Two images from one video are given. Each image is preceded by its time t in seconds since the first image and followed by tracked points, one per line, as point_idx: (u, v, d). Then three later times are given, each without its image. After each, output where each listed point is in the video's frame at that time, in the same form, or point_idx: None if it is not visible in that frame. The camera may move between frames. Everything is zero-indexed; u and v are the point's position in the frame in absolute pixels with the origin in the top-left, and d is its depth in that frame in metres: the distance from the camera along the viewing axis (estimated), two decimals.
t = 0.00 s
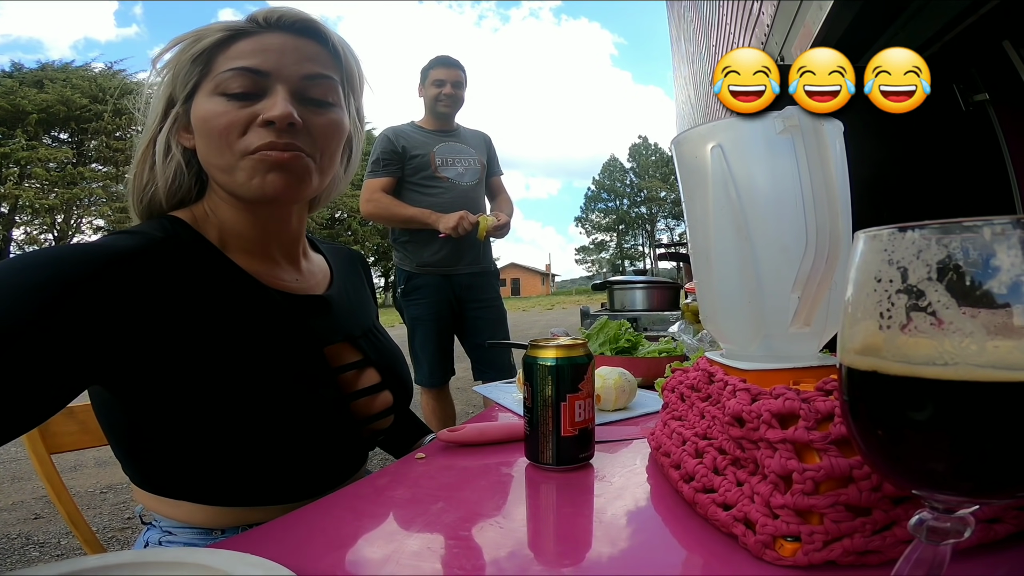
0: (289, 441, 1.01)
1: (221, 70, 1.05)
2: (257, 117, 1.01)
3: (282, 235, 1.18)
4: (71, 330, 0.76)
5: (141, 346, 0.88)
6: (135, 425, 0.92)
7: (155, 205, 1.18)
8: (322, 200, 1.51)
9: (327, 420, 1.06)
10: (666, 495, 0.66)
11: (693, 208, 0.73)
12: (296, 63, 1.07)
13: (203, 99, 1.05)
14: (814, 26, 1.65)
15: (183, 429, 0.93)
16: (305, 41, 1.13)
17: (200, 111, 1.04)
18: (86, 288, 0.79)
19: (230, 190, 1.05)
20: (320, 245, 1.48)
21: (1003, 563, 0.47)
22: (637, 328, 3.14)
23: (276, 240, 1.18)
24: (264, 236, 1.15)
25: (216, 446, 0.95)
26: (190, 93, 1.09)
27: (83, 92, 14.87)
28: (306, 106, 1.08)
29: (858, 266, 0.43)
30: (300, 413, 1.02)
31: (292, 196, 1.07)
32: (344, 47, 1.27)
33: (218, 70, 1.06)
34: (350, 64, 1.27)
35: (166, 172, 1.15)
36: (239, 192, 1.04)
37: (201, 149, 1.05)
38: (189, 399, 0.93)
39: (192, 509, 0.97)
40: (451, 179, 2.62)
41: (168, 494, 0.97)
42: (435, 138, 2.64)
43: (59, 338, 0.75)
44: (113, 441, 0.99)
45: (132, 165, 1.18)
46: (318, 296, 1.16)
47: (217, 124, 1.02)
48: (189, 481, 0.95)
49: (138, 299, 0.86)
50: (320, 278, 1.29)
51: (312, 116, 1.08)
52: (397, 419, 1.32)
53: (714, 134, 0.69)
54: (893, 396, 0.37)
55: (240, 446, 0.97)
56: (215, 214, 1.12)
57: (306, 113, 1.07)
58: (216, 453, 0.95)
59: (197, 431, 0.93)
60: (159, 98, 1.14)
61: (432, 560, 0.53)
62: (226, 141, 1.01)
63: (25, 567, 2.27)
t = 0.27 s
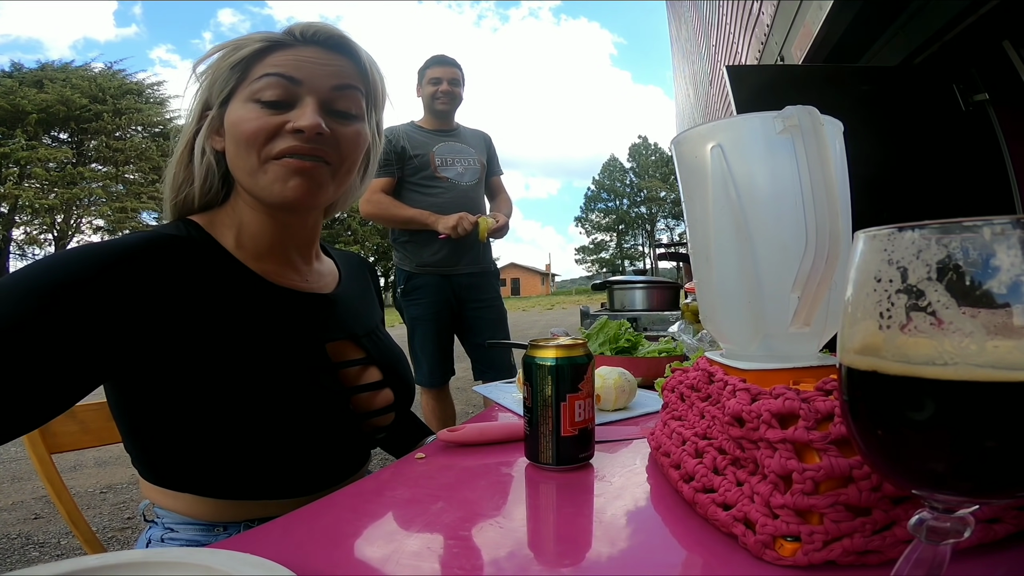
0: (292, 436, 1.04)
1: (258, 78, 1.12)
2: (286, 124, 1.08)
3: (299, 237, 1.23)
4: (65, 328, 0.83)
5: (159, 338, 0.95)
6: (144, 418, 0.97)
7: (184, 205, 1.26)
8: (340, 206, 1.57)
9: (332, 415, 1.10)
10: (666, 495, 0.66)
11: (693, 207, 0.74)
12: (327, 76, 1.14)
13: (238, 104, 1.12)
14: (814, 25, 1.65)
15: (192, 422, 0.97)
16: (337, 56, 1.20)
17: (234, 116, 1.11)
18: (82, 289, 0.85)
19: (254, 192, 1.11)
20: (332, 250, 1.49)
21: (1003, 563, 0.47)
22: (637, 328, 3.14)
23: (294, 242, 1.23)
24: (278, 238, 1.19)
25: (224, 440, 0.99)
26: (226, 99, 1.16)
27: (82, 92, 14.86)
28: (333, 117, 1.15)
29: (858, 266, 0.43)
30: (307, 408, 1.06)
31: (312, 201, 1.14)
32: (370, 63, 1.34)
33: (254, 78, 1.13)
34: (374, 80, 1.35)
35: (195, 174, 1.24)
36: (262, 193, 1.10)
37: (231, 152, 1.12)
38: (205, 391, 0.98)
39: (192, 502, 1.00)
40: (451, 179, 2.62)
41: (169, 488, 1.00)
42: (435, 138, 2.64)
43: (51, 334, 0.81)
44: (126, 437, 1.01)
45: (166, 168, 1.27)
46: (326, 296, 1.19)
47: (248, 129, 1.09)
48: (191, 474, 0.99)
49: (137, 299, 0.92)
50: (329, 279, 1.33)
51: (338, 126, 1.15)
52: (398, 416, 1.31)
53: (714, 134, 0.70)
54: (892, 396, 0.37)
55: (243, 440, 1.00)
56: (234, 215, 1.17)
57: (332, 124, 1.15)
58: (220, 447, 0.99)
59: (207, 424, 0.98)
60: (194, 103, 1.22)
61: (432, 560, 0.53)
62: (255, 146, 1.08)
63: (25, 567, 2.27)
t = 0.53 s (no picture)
0: (291, 436, 1.04)
1: (263, 87, 1.12)
2: (289, 132, 1.08)
3: (300, 240, 1.24)
4: (62, 328, 0.83)
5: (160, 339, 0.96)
6: (146, 417, 0.97)
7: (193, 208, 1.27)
8: (342, 210, 1.58)
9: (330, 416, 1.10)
10: (666, 495, 0.66)
11: (693, 208, 0.74)
12: (330, 85, 1.15)
13: (243, 113, 1.13)
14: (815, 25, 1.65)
15: (201, 422, 0.97)
16: (340, 66, 1.21)
17: (240, 123, 1.11)
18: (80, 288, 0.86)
19: (256, 196, 1.12)
20: (336, 255, 1.49)
21: (1003, 564, 0.47)
22: (637, 328, 3.14)
23: (295, 244, 1.23)
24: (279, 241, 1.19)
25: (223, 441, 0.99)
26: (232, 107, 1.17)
27: (82, 92, 14.86)
28: (335, 126, 1.16)
29: (859, 266, 0.43)
30: (305, 409, 1.06)
31: (311, 207, 1.15)
32: (371, 74, 1.35)
33: (260, 87, 1.13)
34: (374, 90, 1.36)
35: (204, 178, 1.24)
36: (264, 199, 1.11)
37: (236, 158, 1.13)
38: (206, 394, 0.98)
39: (189, 500, 1.00)
40: (451, 179, 2.62)
41: (166, 486, 1.00)
42: (435, 138, 2.64)
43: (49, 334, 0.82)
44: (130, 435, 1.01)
45: (175, 172, 1.28)
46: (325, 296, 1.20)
47: (253, 136, 1.09)
48: (190, 471, 0.98)
49: (136, 299, 0.93)
50: (328, 281, 1.33)
51: (338, 135, 1.16)
52: (392, 417, 1.28)
53: (714, 134, 0.70)
54: (893, 396, 0.37)
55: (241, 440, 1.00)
56: (236, 217, 1.18)
57: (333, 133, 1.16)
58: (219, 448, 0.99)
59: (208, 425, 0.98)
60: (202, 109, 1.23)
61: (432, 560, 0.53)
62: (258, 152, 1.09)
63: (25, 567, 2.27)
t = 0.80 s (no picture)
0: (293, 434, 1.05)
1: (270, 89, 1.12)
2: (296, 134, 1.08)
3: (300, 240, 1.24)
4: (72, 326, 0.82)
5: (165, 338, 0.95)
6: (150, 416, 0.96)
7: (195, 207, 1.26)
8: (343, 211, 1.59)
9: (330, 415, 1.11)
10: (666, 495, 0.66)
11: (693, 208, 0.74)
12: (336, 89, 1.15)
13: (250, 113, 1.13)
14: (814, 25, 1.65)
15: (206, 421, 0.98)
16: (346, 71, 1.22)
17: (246, 123, 1.11)
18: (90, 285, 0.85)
19: (259, 196, 1.12)
20: (329, 254, 1.49)
21: (1002, 564, 0.47)
22: (637, 328, 3.14)
23: (295, 244, 1.24)
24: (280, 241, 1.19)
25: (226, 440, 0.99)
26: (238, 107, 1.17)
27: (82, 92, 14.86)
28: (340, 129, 1.16)
29: (858, 266, 0.43)
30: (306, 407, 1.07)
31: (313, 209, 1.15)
32: (376, 79, 1.36)
33: (268, 88, 1.13)
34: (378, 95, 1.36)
35: (207, 177, 1.24)
36: (268, 198, 1.11)
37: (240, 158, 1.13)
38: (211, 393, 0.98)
39: (191, 499, 0.99)
40: (451, 179, 2.62)
41: (168, 485, 1.00)
42: (435, 138, 2.64)
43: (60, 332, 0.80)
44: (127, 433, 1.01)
45: (178, 170, 1.27)
46: (325, 296, 1.20)
47: (260, 137, 1.09)
48: (193, 470, 0.98)
49: (145, 298, 0.92)
50: (327, 280, 1.33)
51: (343, 138, 1.16)
52: (392, 412, 1.32)
53: (714, 134, 0.70)
54: (893, 396, 0.37)
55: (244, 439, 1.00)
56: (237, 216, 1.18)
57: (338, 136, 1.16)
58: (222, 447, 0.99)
59: (212, 424, 0.98)
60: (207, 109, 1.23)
61: (431, 560, 0.53)
62: (264, 152, 1.09)
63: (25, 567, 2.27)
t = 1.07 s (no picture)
0: (296, 433, 1.06)
1: (280, 89, 1.13)
2: (303, 134, 1.09)
3: (302, 239, 1.25)
4: (77, 327, 0.81)
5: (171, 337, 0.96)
6: (153, 416, 0.96)
7: (200, 207, 1.26)
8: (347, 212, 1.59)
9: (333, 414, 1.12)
10: (666, 495, 0.66)
11: (693, 208, 0.74)
12: (344, 91, 1.16)
13: (258, 112, 1.13)
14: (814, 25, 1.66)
15: (208, 421, 0.97)
16: (354, 72, 1.22)
17: (254, 123, 1.11)
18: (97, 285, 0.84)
19: (265, 196, 1.12)
20: (331, 254, 1.49)
21: (1002, 564, 0.47)
22: (637, 328, 3.14)
23: (297, 243, 1.24)
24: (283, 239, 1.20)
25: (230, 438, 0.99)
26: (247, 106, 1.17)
27: (82, 92, 14.86)
28: (347, 131, 1.17)
29: (858, 266, 0.43)
30: (310, 407, 1.07)
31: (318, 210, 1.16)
32: (383, 82, 1.36)
33: (277, 88, 1.14)
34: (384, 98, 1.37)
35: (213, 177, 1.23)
36: (274, 198, 1.11)
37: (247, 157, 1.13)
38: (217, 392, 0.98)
39: (193, 499, 0.99)
40: (451, 179, 2.62)
41: (169, 485, 1.00)
42: (435, 138, 2.64)
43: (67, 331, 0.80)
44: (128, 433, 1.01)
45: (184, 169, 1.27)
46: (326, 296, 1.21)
47: (268, 137, 1.10)
48: (194, 471, 0.98)
49: (147, 298, 0.92)
50: (330, 281, 1.33)
51: (349, 140, 1.17)
52: (395, 413, 1.32)
53: (714, 134, 0.70)
54: (892, 397, 0.37)
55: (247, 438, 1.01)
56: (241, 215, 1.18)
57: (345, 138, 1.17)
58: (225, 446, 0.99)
59: (223, 422, 0.98)
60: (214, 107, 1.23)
61: (432, 560, 0.53)
62: (272, 152, 1.09)
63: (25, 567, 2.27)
